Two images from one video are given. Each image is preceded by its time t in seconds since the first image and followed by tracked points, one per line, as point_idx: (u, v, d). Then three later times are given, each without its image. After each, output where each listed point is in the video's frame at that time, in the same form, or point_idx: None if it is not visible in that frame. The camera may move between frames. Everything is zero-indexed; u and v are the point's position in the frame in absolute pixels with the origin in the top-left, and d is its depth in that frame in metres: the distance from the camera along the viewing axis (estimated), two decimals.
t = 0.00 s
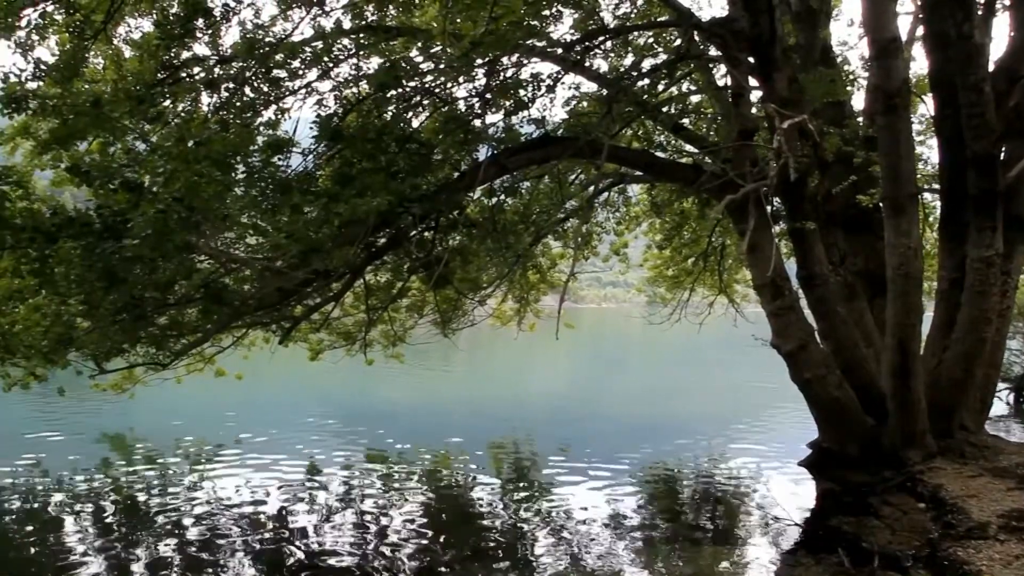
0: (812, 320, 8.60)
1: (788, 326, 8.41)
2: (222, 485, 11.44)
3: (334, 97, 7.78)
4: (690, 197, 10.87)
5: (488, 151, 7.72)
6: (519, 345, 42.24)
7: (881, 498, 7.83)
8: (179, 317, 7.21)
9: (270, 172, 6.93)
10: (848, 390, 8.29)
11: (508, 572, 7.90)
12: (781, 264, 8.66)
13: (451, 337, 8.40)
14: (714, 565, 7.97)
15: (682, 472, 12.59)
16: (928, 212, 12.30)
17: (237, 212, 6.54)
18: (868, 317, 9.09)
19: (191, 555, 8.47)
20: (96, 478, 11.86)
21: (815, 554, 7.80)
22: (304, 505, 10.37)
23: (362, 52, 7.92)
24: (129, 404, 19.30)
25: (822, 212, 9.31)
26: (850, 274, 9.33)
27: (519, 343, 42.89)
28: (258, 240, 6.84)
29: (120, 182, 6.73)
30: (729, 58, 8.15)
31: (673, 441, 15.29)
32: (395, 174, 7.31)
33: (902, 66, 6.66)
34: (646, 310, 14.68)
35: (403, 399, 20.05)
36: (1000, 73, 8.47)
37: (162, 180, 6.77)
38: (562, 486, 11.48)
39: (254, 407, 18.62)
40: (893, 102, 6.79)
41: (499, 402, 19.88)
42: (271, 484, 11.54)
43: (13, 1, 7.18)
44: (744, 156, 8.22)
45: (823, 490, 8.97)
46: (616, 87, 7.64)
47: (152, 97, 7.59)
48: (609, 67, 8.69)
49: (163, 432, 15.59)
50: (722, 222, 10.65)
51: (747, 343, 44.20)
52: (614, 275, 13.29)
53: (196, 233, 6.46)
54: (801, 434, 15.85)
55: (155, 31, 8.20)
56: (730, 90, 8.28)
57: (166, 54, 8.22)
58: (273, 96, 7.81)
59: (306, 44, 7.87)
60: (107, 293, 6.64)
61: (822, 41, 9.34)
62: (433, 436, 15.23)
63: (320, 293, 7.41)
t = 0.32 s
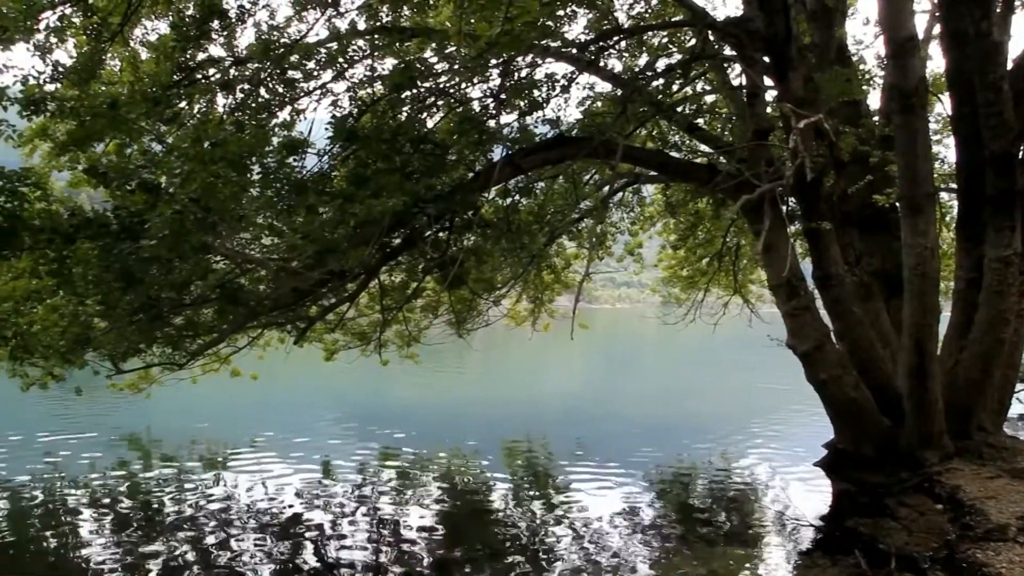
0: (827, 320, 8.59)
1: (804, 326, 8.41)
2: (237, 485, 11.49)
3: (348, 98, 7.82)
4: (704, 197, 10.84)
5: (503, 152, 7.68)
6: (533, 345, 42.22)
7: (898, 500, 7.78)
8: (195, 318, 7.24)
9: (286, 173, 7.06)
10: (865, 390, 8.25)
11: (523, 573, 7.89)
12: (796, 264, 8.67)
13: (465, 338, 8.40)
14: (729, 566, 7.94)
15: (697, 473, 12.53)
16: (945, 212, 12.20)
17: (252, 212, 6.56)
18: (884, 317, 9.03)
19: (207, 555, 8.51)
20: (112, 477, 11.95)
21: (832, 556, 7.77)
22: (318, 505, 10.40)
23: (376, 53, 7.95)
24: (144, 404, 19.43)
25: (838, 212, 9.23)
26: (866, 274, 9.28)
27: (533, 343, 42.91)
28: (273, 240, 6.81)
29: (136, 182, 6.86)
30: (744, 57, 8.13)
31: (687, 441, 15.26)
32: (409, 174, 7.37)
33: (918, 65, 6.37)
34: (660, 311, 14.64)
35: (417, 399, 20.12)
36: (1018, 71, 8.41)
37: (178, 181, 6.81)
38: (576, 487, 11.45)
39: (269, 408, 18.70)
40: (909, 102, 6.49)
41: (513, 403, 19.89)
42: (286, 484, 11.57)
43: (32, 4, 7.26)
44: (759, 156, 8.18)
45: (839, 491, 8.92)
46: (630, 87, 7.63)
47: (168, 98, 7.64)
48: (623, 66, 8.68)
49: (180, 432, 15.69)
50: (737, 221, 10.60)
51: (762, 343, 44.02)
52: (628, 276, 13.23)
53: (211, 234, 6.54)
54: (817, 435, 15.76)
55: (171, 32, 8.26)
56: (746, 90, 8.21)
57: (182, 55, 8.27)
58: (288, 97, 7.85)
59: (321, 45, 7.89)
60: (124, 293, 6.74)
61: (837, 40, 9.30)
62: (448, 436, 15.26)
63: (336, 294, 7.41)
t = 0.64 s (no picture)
0: (843, 321, 8.58)
1: (820, 327, 8.36)
2: (252, 484, 11.54)
3: (363, 99, 7.88)
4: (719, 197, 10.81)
5: (518, 152, 7.65)
6: (547, 346, 42.17)
7: (916, 503, 7.72)
8: (211, 318, 7.27)
9: (301, 174, 7.07)
10: (882, 392, 8.20)
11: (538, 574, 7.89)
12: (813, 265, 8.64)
13: (480, 339, 8.40)
14: (745, 568, 7.92)
15: (712, 475, 12.48)
16: (963, 212, 12.09)
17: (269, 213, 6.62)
18: (902, 319, 8.97)
19: (223, 554, 8.54)
20: (129, 476, 12.02)
21: (848, 559, 7.72)
22: (333, 505, 10.43)
23: (391, 54, 8.02)
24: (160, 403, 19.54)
25: (855, 213, 9.14)
26: (883, 276, 9.20)
27: (547, 344, 42.90)
28: (289, 240, 6.86)
29: (154, 183, 6.93)
30: (761, 57, 8.11)
31: (702, 443, 15.21)
32: (425, 175, 7.43)
33: (937, 64, 6.34)
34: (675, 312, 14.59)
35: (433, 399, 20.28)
36: None
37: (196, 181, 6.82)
38: (590, 488, 11.43)
39: (283, 408, 18.77)
40: (927, 101, 6.46)
41: (527, 403, 19.87)
42: (300, 484, 11.61)
43: (52, 8, 7.31)
44: (775, 156, 8.16)
45: (856, 494, 8.87)
46: (645, 88, 7.62)
47: (184, 100, 7.67)
48: (638, 67, 8.67)
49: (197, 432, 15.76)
50: (753, 222, 10.54)
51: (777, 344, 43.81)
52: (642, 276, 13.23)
53: (228, 234, 6.62)
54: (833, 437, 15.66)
55: (188, 34, 8.32)
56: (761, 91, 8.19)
57: (199, 57, 8.33)
58: (304, 98, 7.88)
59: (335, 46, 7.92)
60: (141, 294, 6.81)
61: (854, 39, 9.25)
62: (462, 436, 15.29)
63: (351, 295, 7.43)
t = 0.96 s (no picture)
0: (866, 322, 8.52)
1: (842, 328, 8.31)
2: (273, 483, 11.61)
3: (384, 100, 7.91)
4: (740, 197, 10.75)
5: (538, 152, 7.70)
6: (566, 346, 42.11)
7: (941, 506, 7.63)
8: (232, 318, 7.32)
9: (323, 176, 7.16)
10: (905, 394, 8.13)
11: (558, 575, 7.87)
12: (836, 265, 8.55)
13: (500, 339, 8.40)
14: (766, 570, 7.87)
15: (733, 476, 12.41)
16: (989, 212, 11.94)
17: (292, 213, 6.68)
18: (925, 320, 8.89)
19: (243, 553, 8.58)
20: (151, 474, 12.13)
21: (872, 562, 7.66)
22: (353, 505, 10.46)
23: (411, 55, 8.11)
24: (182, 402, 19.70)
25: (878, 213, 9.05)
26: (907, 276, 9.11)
27: (566, 345, 42.80)
28: (311, 241, 6.89)
29: (176, 184, 6.97)
30: (783, 56, 8.08)
31: (722, 444, 15.12)
32: (446, 175, 7.46)
33: (963, 61, 6.32)
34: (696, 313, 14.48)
35: (452, 399, 20.30)
36: None
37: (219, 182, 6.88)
38: (610, 489, 11.39)
39: (303, 408, 18.85)
40: (952, 99, 6.36)
41: (546, 404, 19.84)
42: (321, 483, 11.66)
43: (77, 11, 7.40)
44: (797, 156, 8.10)
45: (879, 497, 8.79)
46: (666, 88, 7.60)
47: (207, 101, 7.73)
48: (658, 67, 8.63)
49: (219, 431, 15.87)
50: (775, 222, 10.43)
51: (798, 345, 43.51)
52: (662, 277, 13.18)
53: (250, 235, 6.64)
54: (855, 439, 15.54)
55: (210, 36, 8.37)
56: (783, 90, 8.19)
57: (221, 59, 8.39)
58: (325, 99, 7.91)
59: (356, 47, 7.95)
60: (165, 294, 6.86)
61: (877, 37, 9.15)
62: (481, 437, 15.29)
63: (371, 295, 7.45)
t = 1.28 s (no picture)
0: (891, 322, 8.43)
1: (867, 329, 8.23)
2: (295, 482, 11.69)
3: (407, 100, 7.95)
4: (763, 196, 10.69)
5: (560, 152, 7.70)
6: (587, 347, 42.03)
7: (969, 508, 7.57)
8: (256, 318, 7.37)
9: (345, 176, 7.20)
10: (931, 394, 8.07)
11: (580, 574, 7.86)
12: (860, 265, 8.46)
13: (522, 339, 8.42)
14: (790, 571, 7.83)
15: (756, 477, 12.35)
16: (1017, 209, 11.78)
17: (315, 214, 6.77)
18: (951, 319, 8.79)
19: (267, 550, 8.66)
20: (176, 473, 12.25)
21: (898, 565, 7.62)
22: (376, 504, 10.51)
23: (433, 55, 8.15)
24: (205, 402, 19.86)
25: (904, 212, 8.94)
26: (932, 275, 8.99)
27: (587, 345, 42.70)
28: (336, 241, 7.02)
29: (202, 184, 7.09)
30: (806, 54, 8.02)
31: (744, 445, 15.03)
32: (468, 176, 7.45)
33: (991, 57, 6.08)
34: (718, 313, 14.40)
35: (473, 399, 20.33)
36: None
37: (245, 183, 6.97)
38: (632, 489, 11.37)
39: (324, 407, 18.94)
40: (980, 96, 6.16)
41: (567, 404, 19.81)
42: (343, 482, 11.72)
43: (103, 15, 7.49)
44: (822, 155, 8.03)
45: (904, 498, 8.72)
46: (688, 87, 7.56)
47: (230, 103, 7.78)
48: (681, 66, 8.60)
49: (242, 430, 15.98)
50: (798, 221, 10.38)
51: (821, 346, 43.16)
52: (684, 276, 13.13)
53: (274, 236, 6.68)
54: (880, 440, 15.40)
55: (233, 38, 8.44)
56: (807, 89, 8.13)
57: (244, 61, 8.44)
58: (347, 100, 7.95)
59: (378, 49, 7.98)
60: (189, 294, 6.92)
61: (902, 33, 9.06)
62: (503, 436, 15.30)
63: (394, 296, 7.48)
